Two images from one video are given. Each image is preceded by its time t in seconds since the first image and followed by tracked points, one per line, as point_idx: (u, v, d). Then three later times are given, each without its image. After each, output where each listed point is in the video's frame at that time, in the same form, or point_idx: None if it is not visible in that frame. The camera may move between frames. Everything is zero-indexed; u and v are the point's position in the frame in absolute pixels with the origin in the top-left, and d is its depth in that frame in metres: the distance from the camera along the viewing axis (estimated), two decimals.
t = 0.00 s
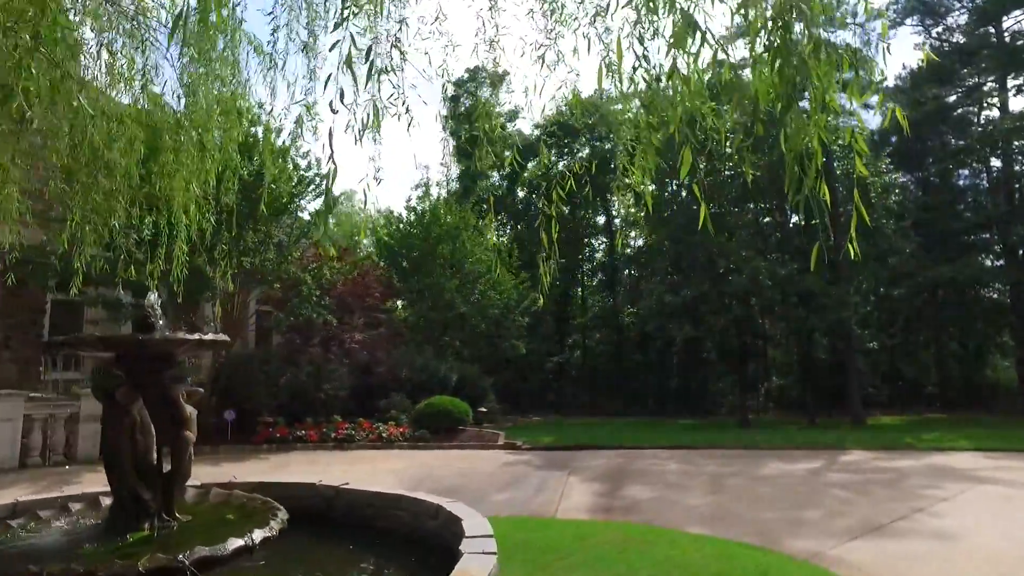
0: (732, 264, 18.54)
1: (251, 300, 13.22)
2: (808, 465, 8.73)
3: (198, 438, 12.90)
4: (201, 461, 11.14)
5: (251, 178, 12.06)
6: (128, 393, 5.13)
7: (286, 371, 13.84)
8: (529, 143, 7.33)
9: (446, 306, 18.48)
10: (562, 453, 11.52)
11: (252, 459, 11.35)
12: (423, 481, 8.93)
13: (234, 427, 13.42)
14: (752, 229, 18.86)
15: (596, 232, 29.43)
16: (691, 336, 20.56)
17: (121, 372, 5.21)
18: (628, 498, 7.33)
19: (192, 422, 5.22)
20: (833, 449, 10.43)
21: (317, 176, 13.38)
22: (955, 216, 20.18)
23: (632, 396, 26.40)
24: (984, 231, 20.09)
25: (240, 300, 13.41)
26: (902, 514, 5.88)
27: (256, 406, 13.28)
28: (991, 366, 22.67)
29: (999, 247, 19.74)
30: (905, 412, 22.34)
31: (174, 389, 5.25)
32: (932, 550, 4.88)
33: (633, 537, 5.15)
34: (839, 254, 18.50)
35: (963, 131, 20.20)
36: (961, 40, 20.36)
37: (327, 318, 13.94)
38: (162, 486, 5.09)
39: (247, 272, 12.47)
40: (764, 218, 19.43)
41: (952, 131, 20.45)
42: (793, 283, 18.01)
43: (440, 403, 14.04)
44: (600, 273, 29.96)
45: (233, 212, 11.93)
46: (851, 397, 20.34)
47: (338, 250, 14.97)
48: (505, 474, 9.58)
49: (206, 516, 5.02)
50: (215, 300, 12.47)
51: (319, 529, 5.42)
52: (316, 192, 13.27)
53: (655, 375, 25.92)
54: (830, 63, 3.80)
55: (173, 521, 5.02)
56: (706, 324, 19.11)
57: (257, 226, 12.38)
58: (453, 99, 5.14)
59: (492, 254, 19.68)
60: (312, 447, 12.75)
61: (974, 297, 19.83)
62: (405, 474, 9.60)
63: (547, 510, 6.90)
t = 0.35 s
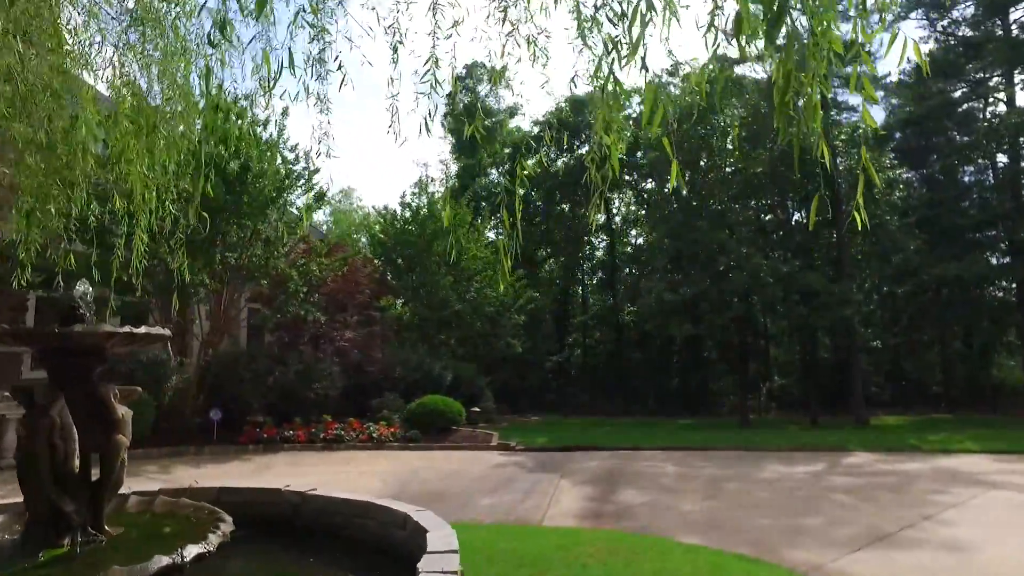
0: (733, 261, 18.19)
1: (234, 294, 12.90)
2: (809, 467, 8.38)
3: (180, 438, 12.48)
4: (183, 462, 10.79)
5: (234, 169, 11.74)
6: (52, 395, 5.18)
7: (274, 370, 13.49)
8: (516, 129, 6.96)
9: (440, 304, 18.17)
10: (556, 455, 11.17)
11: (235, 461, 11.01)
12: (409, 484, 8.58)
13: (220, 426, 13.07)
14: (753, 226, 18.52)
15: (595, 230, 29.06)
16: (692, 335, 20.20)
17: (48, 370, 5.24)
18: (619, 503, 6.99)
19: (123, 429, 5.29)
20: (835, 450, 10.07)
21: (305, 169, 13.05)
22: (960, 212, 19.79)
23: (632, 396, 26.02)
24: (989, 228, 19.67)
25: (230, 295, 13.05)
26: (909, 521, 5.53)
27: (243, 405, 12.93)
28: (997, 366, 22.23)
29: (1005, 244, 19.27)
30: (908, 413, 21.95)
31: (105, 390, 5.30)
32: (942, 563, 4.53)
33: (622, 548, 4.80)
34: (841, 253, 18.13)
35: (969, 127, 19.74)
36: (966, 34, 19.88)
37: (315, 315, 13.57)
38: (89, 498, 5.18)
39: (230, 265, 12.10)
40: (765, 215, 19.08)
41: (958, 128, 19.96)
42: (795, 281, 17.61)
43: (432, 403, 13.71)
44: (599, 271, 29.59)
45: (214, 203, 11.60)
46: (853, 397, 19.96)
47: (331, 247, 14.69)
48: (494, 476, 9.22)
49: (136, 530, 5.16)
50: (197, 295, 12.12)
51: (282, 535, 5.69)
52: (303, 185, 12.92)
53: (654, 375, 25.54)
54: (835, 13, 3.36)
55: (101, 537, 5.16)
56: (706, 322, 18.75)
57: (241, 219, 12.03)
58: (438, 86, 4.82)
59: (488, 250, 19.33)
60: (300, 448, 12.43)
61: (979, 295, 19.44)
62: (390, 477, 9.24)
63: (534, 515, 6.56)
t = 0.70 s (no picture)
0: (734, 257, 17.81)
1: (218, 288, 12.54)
2: (813, 470, 7.99)
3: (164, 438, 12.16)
4: (164, 464, 10.45)
5: (217, 160, 11.45)
6: None
7: (262, 368, 13.15)
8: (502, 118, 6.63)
9: (435, 302, 17.81)
10: (550, 457, 10.80)
11: (219, 463, 10.66)
12: (394, 487, 8.23)
13: (206, 426, 12.74)
14: (756, 221, 17.98)
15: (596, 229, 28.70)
16: (693, 333, 19.80)
17: None
18: (612, 508, 6.62)
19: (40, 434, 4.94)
20: (839, 452, 9.68)
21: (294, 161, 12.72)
22: (967, 209, 19.37)
23: (633, 396, 25.62)
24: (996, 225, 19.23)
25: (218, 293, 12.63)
26: (921, 531, 5.15)
27: (230, 405, 12.59)
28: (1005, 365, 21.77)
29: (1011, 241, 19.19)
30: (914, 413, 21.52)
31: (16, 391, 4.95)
32: None
33: (609, 561, 4.43)
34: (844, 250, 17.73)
35: (974, 122, 19.35)
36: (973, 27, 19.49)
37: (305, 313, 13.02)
38: None
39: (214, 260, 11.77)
40: (766, 212, 18.71)
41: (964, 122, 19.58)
42: (798, 278, 17.12)
43: (424, 401, 13.33)
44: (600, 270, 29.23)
45: (196, 196, 11.29)
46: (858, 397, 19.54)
47: (319, 241, 14.14)
48: (484, 479, 8.86)
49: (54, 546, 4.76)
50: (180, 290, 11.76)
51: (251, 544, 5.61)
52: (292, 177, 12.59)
53: (655, 374, 25.14)
54: None
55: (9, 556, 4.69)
56: (707, 320, 18.35)
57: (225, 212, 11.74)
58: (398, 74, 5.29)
59: (485, 248, 18.99)
60: (288, 449, 12.10)
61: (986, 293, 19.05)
62: (375, 480, 8.88)
63: (521, 522, 6.20)
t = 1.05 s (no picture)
0: (737, 254, 17.46)
1: (205, 284, 12.23)
2: (819, 473, 7.64)
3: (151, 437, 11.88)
4: (148, 465, 10.16)
5: (203, 152, 11.19)
6: None
7: (253, 365, 12.86)
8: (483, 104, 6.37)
9: (432, 299, 17.54)
10: (546, 457, 10.47)
11: (205, 463, 10.36)
12: (381, 489, 7.90)
13: (195, 425, 12.45)
14: (759, 216, 17.59)
15: (598, 226, 28.39)
16: (695, 331, 19.44)
17: None
18: (607, 513, 6.28)
19: None
20: (846, 453, 9.33)
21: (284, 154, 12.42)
22: (974, 204, 18.97)
23: (635, 395, 25.25)
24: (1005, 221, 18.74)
25: (206, 289, 12.32)
26: (935, 540, 4.80)
27: (220, 403, 12.30)
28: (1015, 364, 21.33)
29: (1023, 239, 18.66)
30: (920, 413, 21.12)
31: None
32: None
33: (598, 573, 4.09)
34: (850, 246, 17.38)
35: (982, 115, 18.94)
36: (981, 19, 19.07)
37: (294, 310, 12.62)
38: None
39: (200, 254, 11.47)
40: (770, 207, 18.07)
41: (971, 116, 19.17)
42: (802, 274, 16.64)
43: (419, 400, 12.99)
44: (602, 267, 28.90)
45: (181, 188, 11.02)
46: (864, 396, 19.14)
47: (311, 237, 13.81)
48: (475, 480, 8.54)
49: None
50: (165, 286, 11.46)
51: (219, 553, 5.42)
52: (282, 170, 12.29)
53: (658, 372, 24.79)
54: None
55: None
56: (710, 318, 18.00)
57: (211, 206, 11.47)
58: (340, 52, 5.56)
59: (482, 245, 18.72)
60: (277, 448, 11.81)
61: (995, 290, 18.64)
62: (363, 481, 8.56)
63: (509, 528, 5.87)
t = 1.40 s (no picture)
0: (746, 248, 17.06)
1: (198, 279, 11.91)
2: (829, 476, 7.26)
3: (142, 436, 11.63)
4: (136, 465, 9.88)
5: (193, 143, 10.90)
6: None
7: (248, 363, 12.59)
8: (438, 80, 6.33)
9: (434, 295, 17.24)
10: (546, 457, 10.13)
11: (195, 463, 10.07)
12: (372, 491, 7.59)
13: (188, 423, 12.18)
14: (768, 211, 17.17)
15: (605, 222, 28.00)
16: (702, 328, 19.05)
17: None
18: (604, 518, 5.94)
19: None
20: (859, 454, 8.94)
21: (278, 146, 12.11)
22: (991, 199, 18.47)
23: (642, 393, 24.88)
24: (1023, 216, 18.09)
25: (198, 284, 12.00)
26: (958, 553, 4.44)
27: (213, 401, 12.03)
28: None
29: None
30: (934, 412, 20.66)
31: None
32: None
33: None
34: (862, 240, 16.96)
35: (1001, 105, 18.23)
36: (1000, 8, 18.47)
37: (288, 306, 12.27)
38: None
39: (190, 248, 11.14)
40: (779, 201, 17.57)
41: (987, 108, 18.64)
42: (812, 271, 16.12)
43: (417, 399, 12.65)
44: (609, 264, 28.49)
45: (170, 180, 10.71)
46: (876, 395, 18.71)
47: (308, 231, 13.48)
48: (470, 482, 8.20)
49: None
50: (155, 282, 11.14)
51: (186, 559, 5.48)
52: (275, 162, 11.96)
53: (665, 371, 24.37)
54: None
55: None
56: (718, 314, 17.61)
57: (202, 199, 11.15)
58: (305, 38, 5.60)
59: (486, 240, 18.43)
60: (271, 448, 11.50)
61: (1011, 287, 18.16)
62: (354, 482, 8.24)
63: (500, 534, 5.54)
